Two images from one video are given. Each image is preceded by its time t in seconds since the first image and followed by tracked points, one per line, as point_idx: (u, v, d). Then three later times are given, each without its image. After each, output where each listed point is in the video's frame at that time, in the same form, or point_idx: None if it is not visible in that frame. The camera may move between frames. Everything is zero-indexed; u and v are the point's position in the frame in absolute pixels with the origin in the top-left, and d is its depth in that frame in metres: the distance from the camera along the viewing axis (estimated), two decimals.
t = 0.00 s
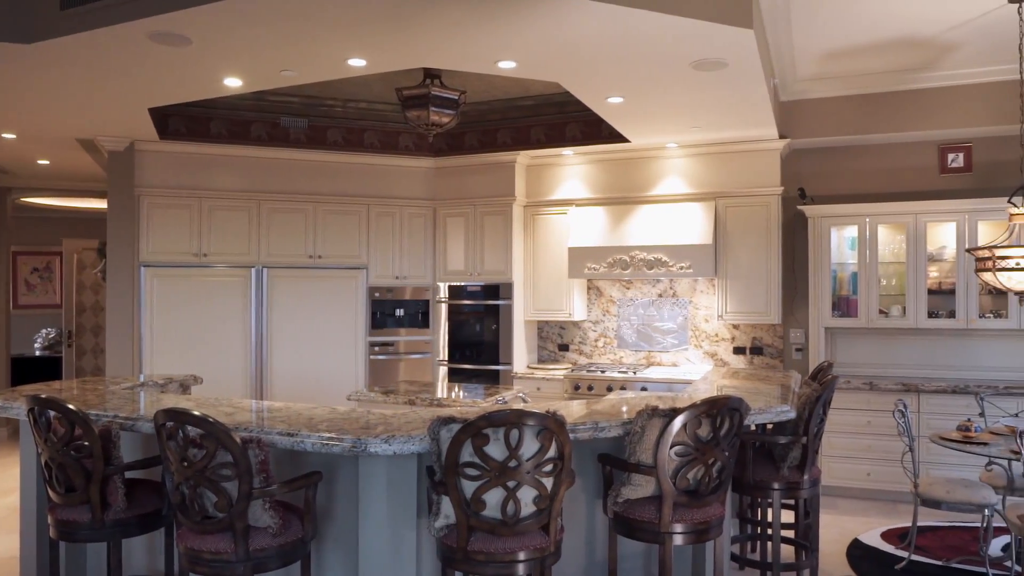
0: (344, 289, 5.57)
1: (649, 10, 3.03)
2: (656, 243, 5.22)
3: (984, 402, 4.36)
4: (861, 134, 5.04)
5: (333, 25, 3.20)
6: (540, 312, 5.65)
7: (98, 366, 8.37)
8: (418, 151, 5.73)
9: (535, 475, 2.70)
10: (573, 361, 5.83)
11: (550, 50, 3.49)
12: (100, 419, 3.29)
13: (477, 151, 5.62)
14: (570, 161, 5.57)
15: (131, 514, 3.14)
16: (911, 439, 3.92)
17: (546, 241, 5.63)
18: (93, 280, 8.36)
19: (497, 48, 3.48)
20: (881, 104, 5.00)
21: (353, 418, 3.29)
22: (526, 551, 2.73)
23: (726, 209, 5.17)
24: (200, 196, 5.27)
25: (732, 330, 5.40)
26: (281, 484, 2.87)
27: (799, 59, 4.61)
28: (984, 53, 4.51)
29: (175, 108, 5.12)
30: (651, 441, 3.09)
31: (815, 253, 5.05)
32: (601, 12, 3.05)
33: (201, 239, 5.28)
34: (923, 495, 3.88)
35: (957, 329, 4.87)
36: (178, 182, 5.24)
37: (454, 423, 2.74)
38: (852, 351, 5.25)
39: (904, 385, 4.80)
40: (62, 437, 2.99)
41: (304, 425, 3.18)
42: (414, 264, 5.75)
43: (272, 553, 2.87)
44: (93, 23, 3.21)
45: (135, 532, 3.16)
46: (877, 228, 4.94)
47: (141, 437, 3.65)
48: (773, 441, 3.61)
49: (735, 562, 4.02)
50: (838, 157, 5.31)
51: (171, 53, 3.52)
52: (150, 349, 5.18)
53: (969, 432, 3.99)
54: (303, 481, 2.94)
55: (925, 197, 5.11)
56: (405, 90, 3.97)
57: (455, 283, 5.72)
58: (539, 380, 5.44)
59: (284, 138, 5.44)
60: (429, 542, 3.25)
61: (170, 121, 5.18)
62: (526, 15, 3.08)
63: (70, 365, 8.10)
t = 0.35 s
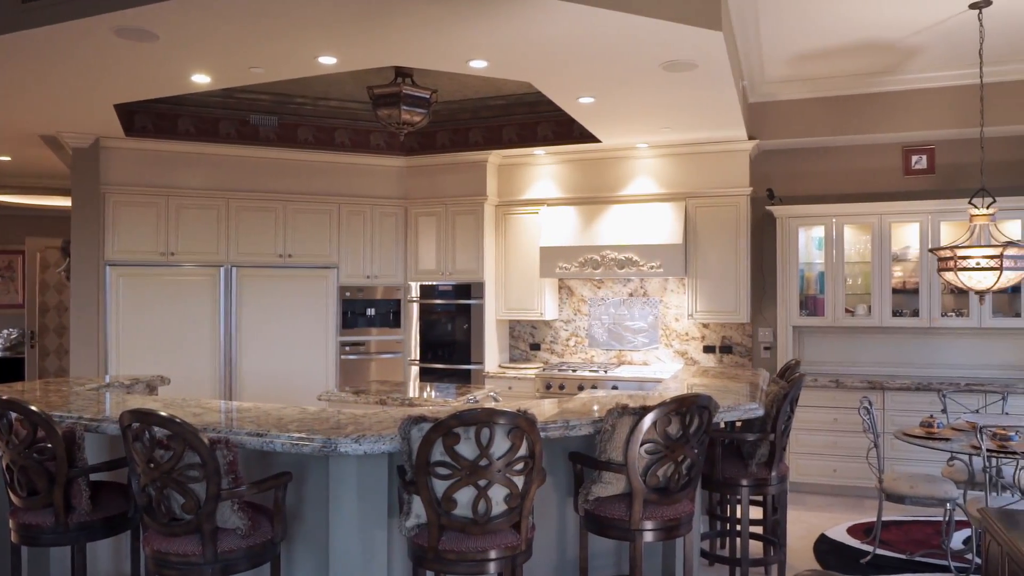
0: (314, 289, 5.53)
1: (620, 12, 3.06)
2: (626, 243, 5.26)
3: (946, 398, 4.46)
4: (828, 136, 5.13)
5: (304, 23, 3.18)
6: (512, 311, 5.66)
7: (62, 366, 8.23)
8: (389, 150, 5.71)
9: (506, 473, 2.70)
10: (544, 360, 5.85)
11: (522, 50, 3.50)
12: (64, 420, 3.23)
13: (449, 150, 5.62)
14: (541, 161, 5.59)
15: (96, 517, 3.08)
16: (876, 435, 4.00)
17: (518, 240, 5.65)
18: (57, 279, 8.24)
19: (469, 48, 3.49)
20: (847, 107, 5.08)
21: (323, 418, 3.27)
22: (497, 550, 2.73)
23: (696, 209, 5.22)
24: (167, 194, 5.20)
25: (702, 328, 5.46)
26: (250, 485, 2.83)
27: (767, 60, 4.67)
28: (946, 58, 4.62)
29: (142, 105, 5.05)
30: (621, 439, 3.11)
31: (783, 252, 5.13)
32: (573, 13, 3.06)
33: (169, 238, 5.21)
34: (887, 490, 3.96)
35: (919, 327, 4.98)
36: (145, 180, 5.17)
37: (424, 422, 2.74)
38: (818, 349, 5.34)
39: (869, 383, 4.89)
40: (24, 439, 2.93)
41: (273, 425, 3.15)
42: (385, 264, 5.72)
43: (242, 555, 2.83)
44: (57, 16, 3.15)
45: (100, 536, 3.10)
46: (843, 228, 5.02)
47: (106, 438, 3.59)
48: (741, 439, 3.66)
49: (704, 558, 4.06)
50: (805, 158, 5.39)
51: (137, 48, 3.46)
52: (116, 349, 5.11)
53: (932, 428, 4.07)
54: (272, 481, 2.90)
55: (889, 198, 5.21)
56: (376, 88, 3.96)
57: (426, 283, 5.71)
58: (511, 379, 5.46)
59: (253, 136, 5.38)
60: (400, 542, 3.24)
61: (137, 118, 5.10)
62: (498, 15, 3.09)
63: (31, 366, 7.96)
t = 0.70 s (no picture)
0: (286, 289, 5.49)
1: (592, 14, 3.08)
2: (599, 243, 5.29)
3: (911, 396, 4.55)
4: (797, 138, 5.21)
5: (275, 21, 3.16)
6: (486, 311, 5.67)
7: (26, 368, 8.11)
8: (362, 149, 5.69)
9: (478, 472, 2.70)
10: (518, 360, 5.87)
11: (495, 50, 3.51)
12: (28, 422, 3.17)
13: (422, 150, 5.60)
14: (515, 161, 5.60)
15: (62, 521, 3.02)
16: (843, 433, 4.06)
17: (492, 240, 5.66)
18: (21, 279, 8.17)
19: (442, 47, 3.49)
20: (816, 110, 5.16)
21: (294, 418, 3.25)
22: (469, 549, 2.72)
23: (668, 210, 5.27)
24: (135, 193, 5.14)
25: (673, 328, 5.51)
26: (219, 486, 2.77)
27: (737, 63, 4.73)
28: (911, 62, 4.71)
29: (110, 101, 4.98)
30: (592, 438, 3.12)
31: (754, 252, 5.20)
32: (546, 14, 3.08)
33: (137, 238, 5.14)
34: (855, 486, 4.03)
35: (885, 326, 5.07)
36: (114, 178, 5.10)
37: (395, 422, 2.73)
38: (788, 348, 5.41)
39: (838, 381, 4.97)
40: None
41: (243, 425, 3.12)
42: (357, 264, 5.70)
43: (210, 557, 2.77)
44: (20, 11, 3.09)
45: (66, 540, 3.04)
46: (813, 228, 5.10)
47: (72, 440, 3.54)
48: (712, 436, 3.69)
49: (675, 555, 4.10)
50: (775, 160, 5.47)
51: (105, 44, 3.42)
52: (83, 351, 5.03)
53: (898, 425, 4.15)
54: (242, 482, 2.85)
55: (856, 199, 5.30)
56: (348, 87, 3.94)
57: (399, 283, 5.69)
58: (484, 379, 5.47)
59: (224, 135, 5.33)
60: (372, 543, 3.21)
61: (104, 115, 5.03)
62: (469, 15, 3.09)
63: None
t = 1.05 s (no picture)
0: (256, 289, 5.45)
1: (563, 13, 3.10)
2: (570, 243, 5.32)
3: (876, 393, 4.63)
4: (766, 139, 5.27)
5: (244, 17, 3.13)
6: (457, 311, 5.67)
7: None
8: (333, 148, 5.66)
9: (448, 472, 2.69)
10: (489, 360, 5.88)
11: (466, 49, 3.52)
12: None
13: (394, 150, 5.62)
14: (487, 160, 5.61)
15: (23, 525, 2.95)
16: (811, 430, 4.12)
17: (464, 240, 5.65)
18: None
19: (413, 46, 3.48)
20: (785, 111, 5.23)
21: (263, 418, 3.22)
22: (439, 548, 2.71)
23: (639, 210, 5.31)
24: (101, 190, 5.07)
25: (645, 327, 5.55)
26: (186, 487, 2.72)
27: (707, 64, 4.78)
28: (877, 65, 4.80)
29: (72, 98, 4.96)
30: (562, 436, 3.13)
31: (723, 253, 5.26)
32: (517, 14, 3.09)
33: (103, 237, 5.07)
34: (822, 482, 4.08)
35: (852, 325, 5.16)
36: (80, 175, 5.03)
37: (365, 421, 2.70)
38: (756, 347, 5.48)
39: (805, 379, 5.04)
40: None
41: (210, 425, 3.08)
42: (328, 263, 5.67)
43: (177, 559, 2.72)
44: None
45: (28, 544, 2.96)
46: (781, 228, 5.17)
47: (35, 442, 3.48)
48: (681, 434, 3.72)
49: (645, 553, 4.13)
50: (745, 161, 5.53)
51: (69, 39, 3.36)
52: (47, 351, 4.95)
53: (863, 422, 4.22)
54: (210, 483, 2.81)
55: (824, 200, 5.38)
56: (318, 86, 3.91)
57: (371, 283, 5.67)
58: (456, 379, 5.47)
59: (193, 131, 5.32)
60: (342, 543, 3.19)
61: (69, 112, 5.01)
62: (440, 14, 3.10)
63: None
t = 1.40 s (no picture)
0: (227, 289, 5.39)
1: (538, 13, 3.11)
2: (544, 243, 5.33)
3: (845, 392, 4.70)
4: (738, 140, 5.32)
5: (215, 14, 3.10)
6: (431, 310, 5.65)
7: None
8: (306, 146, 5.62)
9: (420, 471, 2.68)
10: (463, 359, 5.87)
11: (440, 48, 3.51)
12: None
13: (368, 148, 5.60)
14: (462, 160, 5.61)
15: None
16: (781, 428, 4.17)
17: (438, 239, 5.64)
18: None
19: (386, 44, 3.47)
20: (756, 113, 5.29)
21: (233, 419, 3.18)
22: (412, 548, 2.70)
23: (612, 210, 5.34)
24: (67, 188, 4.99)
25: (618, 327, 5.58)
26: (154, 489, 2.68)
27: (680, 66, 4.82)
28: (846, 68, 4.87)
29: (40, 93, 4.90)
30: (535, 435, 3.12)
31: (696, 253, 5.30)
32: (492, 13, 3.10)
33: (70, 236, 5.00)
34: (792, 480, 4.13)
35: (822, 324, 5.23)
36: (46, 173, 4.96)
37: (337, 421, 2.68)
38: (728, 346, 5.54)
39: (777, 378, 5.10)
40: None
41: (179, 426, 3.04)
42: (301, 263, 5.62)
43: (146, 563, 2.68)
44: None
45: None
46: (752, 229, 5.23)
47: None
48: (654, 433, 3.74)
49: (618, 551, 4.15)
50: (718, 162, 5.58)
51: (33, 33, 3.30)
52: (11, 352, 4.87)
53: (832, 420, 4.28)
54: (178, 484, 2.76)
55: (795, 201, 5.46)
56: (291, 83, 3.87)
57: (344, 283, 5.63)
58: (430, 378, 5.46)
59: (162, 129, 5.25)
60: (314, 544, 3.16)
61: (35, 107, 4.95)
62: (413, 12, 3.09)
63: None
